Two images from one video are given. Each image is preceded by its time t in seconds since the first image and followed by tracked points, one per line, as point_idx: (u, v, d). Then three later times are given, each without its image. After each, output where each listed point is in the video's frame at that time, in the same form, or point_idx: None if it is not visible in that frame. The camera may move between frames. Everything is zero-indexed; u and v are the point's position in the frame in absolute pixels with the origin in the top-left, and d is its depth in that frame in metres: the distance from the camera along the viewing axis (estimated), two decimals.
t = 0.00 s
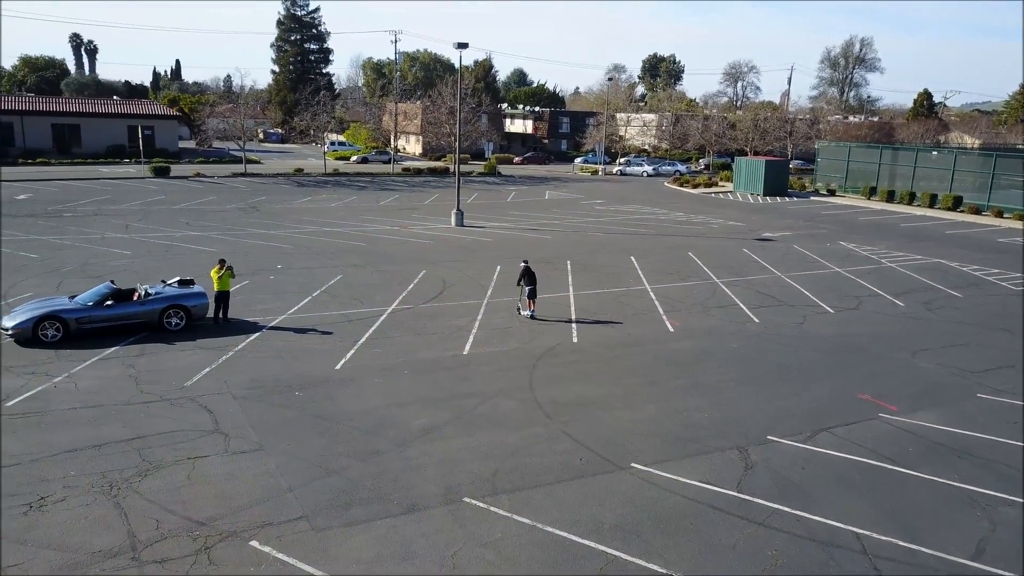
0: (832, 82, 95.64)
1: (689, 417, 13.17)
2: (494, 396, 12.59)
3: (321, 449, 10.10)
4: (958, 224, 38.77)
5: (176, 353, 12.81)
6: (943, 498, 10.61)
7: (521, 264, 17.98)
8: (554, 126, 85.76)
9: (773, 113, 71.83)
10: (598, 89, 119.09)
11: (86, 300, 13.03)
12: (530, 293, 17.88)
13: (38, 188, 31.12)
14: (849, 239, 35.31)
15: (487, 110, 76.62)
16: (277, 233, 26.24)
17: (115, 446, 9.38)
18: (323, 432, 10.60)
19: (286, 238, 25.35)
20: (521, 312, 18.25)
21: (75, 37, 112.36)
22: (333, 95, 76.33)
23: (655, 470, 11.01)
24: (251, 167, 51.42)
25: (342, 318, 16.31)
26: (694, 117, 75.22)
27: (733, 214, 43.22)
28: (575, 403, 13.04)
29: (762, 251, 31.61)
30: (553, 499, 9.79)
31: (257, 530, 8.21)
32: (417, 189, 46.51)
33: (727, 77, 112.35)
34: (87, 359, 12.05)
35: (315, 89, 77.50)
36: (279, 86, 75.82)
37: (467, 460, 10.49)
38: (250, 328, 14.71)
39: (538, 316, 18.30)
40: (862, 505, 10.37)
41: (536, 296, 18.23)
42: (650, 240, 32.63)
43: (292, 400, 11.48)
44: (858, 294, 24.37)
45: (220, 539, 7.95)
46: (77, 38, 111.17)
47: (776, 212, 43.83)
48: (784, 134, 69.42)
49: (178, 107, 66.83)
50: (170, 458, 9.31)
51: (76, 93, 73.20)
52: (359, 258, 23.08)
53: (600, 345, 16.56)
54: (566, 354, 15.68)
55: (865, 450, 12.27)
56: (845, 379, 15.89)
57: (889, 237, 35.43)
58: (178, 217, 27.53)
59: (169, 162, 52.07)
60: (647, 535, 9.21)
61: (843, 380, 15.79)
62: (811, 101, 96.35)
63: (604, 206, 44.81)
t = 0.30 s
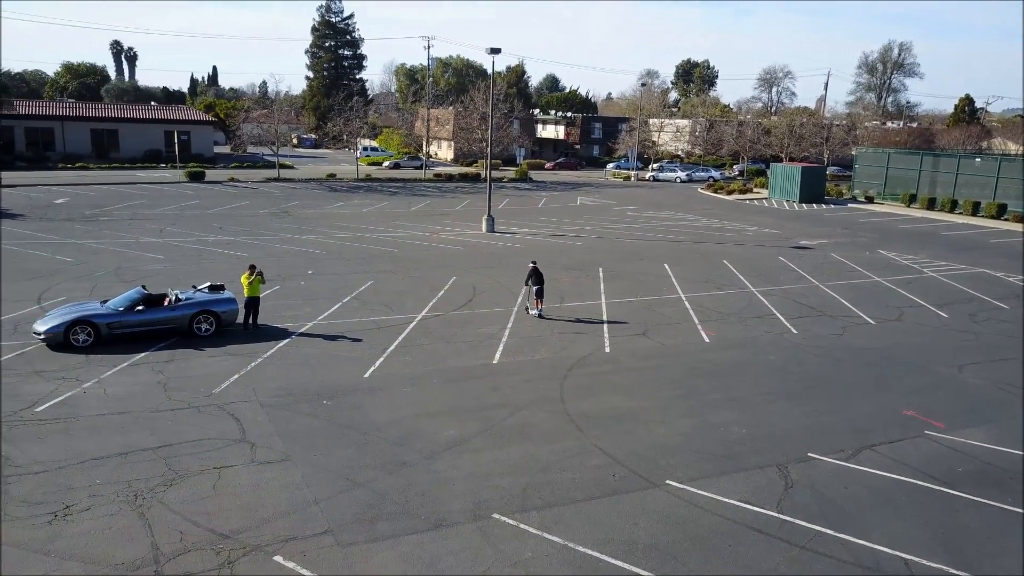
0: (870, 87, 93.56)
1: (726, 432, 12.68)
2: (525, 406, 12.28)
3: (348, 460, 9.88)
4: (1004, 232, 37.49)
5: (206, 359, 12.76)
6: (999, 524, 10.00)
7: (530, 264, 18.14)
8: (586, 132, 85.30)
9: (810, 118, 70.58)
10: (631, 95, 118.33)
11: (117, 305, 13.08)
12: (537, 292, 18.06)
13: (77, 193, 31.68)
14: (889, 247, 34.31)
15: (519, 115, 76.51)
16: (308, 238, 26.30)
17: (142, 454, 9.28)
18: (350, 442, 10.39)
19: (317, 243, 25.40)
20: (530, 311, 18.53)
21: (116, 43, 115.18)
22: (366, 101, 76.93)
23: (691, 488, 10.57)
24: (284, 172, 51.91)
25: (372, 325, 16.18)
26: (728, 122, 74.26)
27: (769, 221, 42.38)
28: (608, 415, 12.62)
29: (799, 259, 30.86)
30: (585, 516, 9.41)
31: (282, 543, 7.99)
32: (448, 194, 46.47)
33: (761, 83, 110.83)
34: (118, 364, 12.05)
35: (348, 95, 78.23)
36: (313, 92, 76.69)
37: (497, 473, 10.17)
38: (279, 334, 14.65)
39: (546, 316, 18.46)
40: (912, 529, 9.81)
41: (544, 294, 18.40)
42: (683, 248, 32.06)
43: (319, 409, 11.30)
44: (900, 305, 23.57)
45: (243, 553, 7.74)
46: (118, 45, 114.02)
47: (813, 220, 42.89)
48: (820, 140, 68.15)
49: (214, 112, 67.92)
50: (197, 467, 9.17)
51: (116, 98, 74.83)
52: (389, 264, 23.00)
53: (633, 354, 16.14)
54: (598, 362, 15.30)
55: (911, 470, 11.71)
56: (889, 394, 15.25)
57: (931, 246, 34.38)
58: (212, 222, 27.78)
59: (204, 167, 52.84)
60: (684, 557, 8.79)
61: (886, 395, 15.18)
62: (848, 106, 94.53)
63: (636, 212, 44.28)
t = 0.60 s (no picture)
0: (907, 91, 91.56)
1: (761, 445, 12.25)
2: (553, 415, 11.99)
3: (373, 470, 9.68)
4: None
5: (233, 364, 12.72)
6: None
7: (537, 263, 18.48)
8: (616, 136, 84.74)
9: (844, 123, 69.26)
10: (662, 99, 117.40)
11: (147, 309, 13.14)
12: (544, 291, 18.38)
13: (112, 196, 32.19)
14: (929, 255, 33.36)
15: (548, 120, 76.30)
16: (337, 242, 26.35)
17: (168, 460, 9.20)
18: (376, 451, 10.20)
19: (345, 247, 25.41)
20: (537, 310, 18.97)
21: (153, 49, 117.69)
22: (396, 105, 77.36)
23: (726, 504, 10.18)
24: (314, 176, 52.29)
25: (399, 331, 16.05)
26: (761, 127, 73.25)
27: (803, 227, 41.56)
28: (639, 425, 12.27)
29: (835, 267, 30.13)
30: (616, 532, 9.07)
31: (305, 556, 7.80)
32: (477, 199, 46.38)
33: (794, 86, 109.17)
34: (146, 369, 12.07)
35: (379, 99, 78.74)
36: (344, 96, 77.34)
37: (526, 485, 9.89)
38: (307, 339, 14.58)
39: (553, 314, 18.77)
40: (961, 554, 9.30)
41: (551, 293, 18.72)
42: (715, 254, 31.49)
43: (345, 416, 11.14)
44: (941, 315, 22.81)
45: (266, 565, 7.57)
46: (155, 50, 116.48)
47: (848, 226, 41.96)
48: (855, 145, 66.82)
49: (247, 116, 68.82)
50: (221, 475, 9.06)
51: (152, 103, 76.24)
52: (416, 269, 22.88)
53: (665, 362, 15.76)
54: (629, 370, 14.96)
55: (958, 489, 11.16)
56: (932, 407, 14.66)
57: (973, 254, 33.36)
58: (242, 225, 27.98)
59: (236, 170, 53.46)
60: None
61: (929, 408, 14.59)
62: (884, 111, 92.66)
63: (667, 217, 43.73)
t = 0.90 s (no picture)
0: (940, 95, 89.73)
1: (796, 457, 11.80)
2: (581, 424, 11.70)
3: (396, 480, 9.46)
4: None
5: (257, 369, 12.66)
6: None
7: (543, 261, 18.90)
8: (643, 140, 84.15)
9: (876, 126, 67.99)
10: (690, 103, 116.67)
11: (172, 312, 13.18)
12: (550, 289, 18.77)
13: (143, 198, 32.62)
14: (966, 261, 32.44)
15: (575, 123, 76.05)
16: (362, 245, 26.32)
17: (190, 467, 9.11)
18: (399, 460, 9.99)
19: (370, 251, 25.38)
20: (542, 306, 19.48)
21: (185, 52, 119.85)
22: (423, 109, 77.67)
23: (761, 519, 9.77)
24: (341, 179, 52.58)
25: (423, 336, 15.90)
26: (791, 131, 72.25)
27: (834, 233, 40.77)
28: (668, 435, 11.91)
29: (867, 273, 29.43)
30: (647, 549, 8.71)
31: (326, 568, 7.60)
32: (503, 203, 46.26)
33: (824, 89, 107.64)
34: (170, 373, 12.06)
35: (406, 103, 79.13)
36: (372, 100, 77.86)
37: (552, 496, 9.59)
38: (331, 344, 14.52)
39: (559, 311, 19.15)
40: None
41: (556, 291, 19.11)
42: (744, 260, 30.94)
43: (369, 423, 10.96)
44: (979, 323, 22.09)
45: None
46: (186, 54, 118.54)
47: (881, 232, 41.09)
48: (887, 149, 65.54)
49: (275, 120, 69.52)
50: (242, 483, 8.94)
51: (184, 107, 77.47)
52: (442, 274, 22.74)
53: (694, 370, 15.37)
54: (658, 378, 14.59)
55: (1005, 507, 10.63)
56: (974, 420, 14.08)
57: (1012, 261, 32.38)
58: (269, 228, 28.11)
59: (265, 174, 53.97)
60: None
61: (971, 421, 14.00)
62: (917, 115, 90.98)
63: (694, 222, 43.20)
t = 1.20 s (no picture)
0: (971, 98, 87.89)
1: (832, 469, 11.26)
2: (607, 436, 11.33)
3: (417, 492, 9.18)
4: None
5: (278, 375, 12.51)
6: None
7: (548, 262, 19.19)
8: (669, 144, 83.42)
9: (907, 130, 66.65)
10: (715, 107, 115.67)
11: (194, 317, 13.11)
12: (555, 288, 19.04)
13: (169, 202, 32.88)
14: (1002, 269, 31.49)
15: (600, 128, 75.66)
16: (385, 250, 26.19)
17: (208, 476, 8.95)
18: (419, 472, 9.69)
19: (393, 256, 25.22)
20: (547, 305, 19.85)
21: (212, 57, 121.17)
22: (447, 113, 77.80)
23: (797, 537, 9.27)
24: (365, 183, 52.68)
25: (445, 343, 15.66)
26: (819, 135, 71.18)
27: (864, 239, 39.91)
28: (697, 447, 11.45)
29: (899, 281, 28.67)
30: (677, 568, 8.28)
31: None
32: (526, 207, 45.99)
33: (852, 93, 106.07)
34: (191, 379, 11.95)
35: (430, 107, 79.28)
36: (396, 104, 78.15)
37: (577, 510, 9.20)
38: (353, 350, 14.34)
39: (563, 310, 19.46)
40: None
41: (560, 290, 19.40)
42: (772, 266, 30.34)
43: (390, 432, 10.69)
44: (1018, 334, 21.30)
45: None
46: (214, 59, 120.34)
47: (912, 237, 40.14)
48: (918, 153, 64.22)
49: (301, 124, 70.02)
50: (260, 494, 8.75)
51: (211, 111, 78.35)
52: (465, 279, 22.50)
53: (723, 379, 14.88)
54: (686, 387, 14.14)
55: None
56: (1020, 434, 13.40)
57: None
58: (293, 232, 28.13)
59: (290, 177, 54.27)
60: None
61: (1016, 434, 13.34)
62: (947, 119, 89.25)
63: (720, 227, 42.59)
